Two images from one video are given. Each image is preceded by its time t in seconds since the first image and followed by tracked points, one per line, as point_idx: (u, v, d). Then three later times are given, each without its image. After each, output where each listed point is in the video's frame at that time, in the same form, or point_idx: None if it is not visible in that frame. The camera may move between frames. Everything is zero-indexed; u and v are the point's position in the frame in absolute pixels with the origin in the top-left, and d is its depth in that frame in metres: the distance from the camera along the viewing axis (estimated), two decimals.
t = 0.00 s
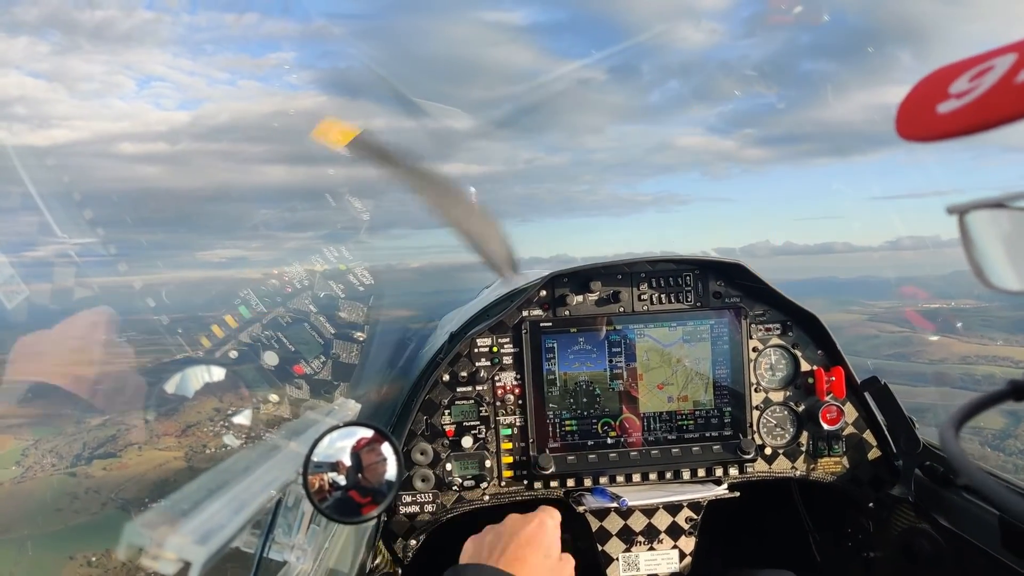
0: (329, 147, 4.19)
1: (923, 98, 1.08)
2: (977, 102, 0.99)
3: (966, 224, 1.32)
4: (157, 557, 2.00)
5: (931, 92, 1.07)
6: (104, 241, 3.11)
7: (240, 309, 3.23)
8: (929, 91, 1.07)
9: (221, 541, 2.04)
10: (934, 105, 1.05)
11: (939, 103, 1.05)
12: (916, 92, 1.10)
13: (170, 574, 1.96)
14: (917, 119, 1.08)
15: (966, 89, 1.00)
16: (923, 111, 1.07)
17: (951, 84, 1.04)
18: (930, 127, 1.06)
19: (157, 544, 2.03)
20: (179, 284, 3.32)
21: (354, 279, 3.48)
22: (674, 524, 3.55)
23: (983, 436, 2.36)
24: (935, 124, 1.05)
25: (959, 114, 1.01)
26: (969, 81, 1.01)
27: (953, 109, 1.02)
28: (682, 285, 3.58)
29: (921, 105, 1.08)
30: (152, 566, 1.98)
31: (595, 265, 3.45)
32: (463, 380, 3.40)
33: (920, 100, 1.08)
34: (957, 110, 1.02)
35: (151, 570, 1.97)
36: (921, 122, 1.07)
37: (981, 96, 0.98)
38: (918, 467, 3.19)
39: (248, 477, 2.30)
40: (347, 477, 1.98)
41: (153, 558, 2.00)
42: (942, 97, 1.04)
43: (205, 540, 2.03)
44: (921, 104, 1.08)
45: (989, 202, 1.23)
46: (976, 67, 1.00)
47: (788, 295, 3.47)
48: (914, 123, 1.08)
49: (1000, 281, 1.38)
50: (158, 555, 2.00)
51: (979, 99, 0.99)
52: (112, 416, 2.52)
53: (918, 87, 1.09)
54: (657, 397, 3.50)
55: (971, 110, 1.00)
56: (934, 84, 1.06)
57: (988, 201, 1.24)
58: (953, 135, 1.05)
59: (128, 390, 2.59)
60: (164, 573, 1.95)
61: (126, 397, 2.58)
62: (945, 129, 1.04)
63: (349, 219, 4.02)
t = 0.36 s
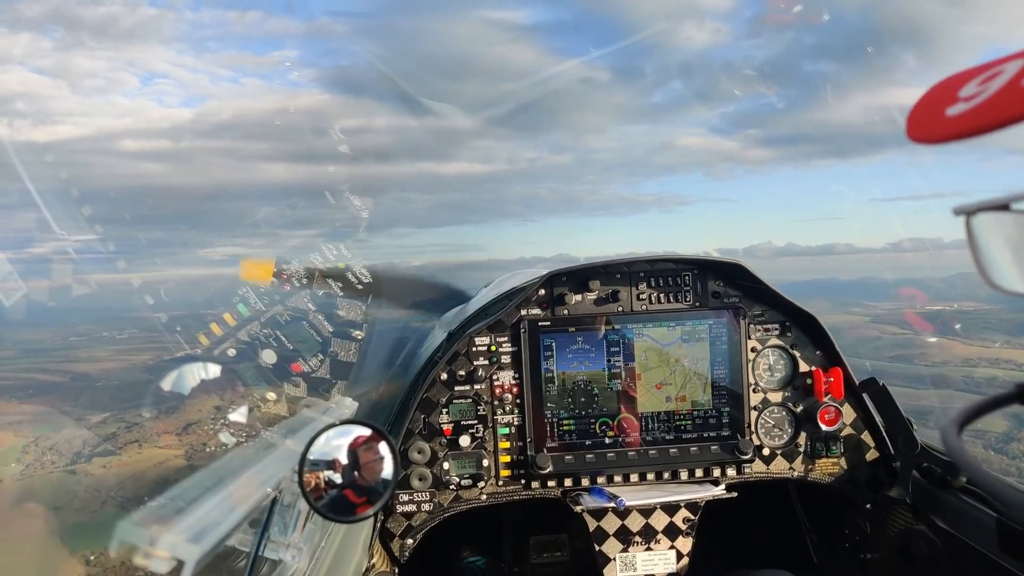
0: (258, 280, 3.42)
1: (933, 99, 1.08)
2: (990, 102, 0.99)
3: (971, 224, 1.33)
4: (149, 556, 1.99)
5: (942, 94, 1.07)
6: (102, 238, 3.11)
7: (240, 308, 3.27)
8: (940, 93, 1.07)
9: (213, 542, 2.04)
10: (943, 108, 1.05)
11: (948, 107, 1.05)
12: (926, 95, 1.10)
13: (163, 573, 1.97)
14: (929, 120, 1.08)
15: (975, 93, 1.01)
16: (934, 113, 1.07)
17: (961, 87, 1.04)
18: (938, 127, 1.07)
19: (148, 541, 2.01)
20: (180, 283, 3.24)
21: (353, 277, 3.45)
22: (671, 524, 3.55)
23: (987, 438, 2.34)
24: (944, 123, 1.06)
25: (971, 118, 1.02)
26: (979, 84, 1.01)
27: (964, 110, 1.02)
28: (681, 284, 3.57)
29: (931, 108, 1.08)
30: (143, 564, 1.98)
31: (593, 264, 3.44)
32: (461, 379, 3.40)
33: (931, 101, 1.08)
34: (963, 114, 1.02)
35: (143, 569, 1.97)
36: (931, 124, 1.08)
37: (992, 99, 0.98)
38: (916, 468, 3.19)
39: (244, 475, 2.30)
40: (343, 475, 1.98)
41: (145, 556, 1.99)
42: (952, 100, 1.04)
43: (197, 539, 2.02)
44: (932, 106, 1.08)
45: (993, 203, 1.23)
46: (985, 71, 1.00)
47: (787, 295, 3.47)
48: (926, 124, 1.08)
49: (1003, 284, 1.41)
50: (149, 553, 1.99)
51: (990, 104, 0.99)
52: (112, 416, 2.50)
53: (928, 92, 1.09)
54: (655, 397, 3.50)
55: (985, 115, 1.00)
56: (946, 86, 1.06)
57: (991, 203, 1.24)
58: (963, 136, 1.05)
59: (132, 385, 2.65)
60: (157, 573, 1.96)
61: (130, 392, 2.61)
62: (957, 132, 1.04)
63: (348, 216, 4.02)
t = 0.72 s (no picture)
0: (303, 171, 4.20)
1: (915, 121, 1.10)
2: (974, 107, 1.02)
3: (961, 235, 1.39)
4: (148, 557, 1.98)
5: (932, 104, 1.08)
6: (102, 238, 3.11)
7: (239, 308, 3.31)
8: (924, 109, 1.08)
9: (212, 542, 2.04)
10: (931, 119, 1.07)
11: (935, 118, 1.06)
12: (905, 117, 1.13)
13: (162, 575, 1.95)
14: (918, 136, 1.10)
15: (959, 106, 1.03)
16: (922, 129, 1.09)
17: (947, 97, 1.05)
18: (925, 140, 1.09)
19: (147, 543, 2.01)
20: (180, 283, 3.31)
21: (352, 278, 3.63)
22: (670, 526, 3.55)
23: (991, 441, 2.33)
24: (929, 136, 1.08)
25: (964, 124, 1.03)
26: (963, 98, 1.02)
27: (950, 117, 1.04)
28: (680, 286, 3.57)
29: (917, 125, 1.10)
30: (143, 566, 1.97)
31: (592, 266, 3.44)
32: (460, 381, 3.39)
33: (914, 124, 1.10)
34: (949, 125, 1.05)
35: (142, 570, 1.96)
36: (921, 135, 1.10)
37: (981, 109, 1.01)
38: (914, 470, 3.20)
39: (242, 476, 2.30)
40: (342, 477, 1.97)
41: (144, 558, 1.98)
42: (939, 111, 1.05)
43: (196, 540, 2.02)
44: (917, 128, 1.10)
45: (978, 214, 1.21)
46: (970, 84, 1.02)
47: (786, 297, 3.48)
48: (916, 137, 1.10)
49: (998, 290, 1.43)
50: (149, 554, 1.99)
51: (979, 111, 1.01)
52: (113, 416, 2.50)
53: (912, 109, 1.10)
54: (654, 399, 3.51)
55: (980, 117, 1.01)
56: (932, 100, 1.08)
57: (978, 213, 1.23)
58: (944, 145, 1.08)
59: (133, 386, 2.64)
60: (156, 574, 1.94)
61: (131, 394, 2.60)
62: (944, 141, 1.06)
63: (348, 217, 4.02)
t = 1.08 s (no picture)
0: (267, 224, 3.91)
1: (916, 122, 1.09)
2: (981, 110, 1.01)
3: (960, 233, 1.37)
4: (147, 556, 1.99)
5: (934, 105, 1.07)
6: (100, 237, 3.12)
7: (237, 308, 3.29)
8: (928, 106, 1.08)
9: (212, 541, 2.06)
10: (934, 117, 1.06)
11: (939, 116, 1.05)
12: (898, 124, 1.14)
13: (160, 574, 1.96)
14: (919, 136, 1.08)
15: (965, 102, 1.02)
16: (926, 128, 1.07)
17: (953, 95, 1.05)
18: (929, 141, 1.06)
19: (146, 543, 2.01)
20: (182, 281, 3.31)
21: (351, 278, 3.61)
22: (669, 527, 3.55)
23: (993, 445, 2.32)
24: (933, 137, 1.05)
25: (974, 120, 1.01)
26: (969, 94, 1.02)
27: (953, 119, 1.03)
28: (679, 287, 3.58)
29: (920, 124, 1.08)
30: (141, 565, 1.98)
31: (591, 267, 3.44)
32: (459, 381, 3.40)
33: (914, 126, 1.09)
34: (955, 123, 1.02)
35: (141, 570, 1.97)
36: (923, 135, 1.07)
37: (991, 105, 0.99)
38: (913, 472, 3.20)
39: (242, 477, 2.29)
40: (341, 477, 1.98)
41: (142, 558, 1.99)
42: (942, 109, 1.04)
43: (195, 540, 2.05)
44: (919, 130, 1.08)
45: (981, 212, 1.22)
46: (976, 81, 1.03)
47: (785, 298, 3.48)
48: (918, 137, 1.08)
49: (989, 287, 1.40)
50: (148, 554, 1.99)
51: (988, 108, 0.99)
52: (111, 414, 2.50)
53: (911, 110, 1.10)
54: (653, 400, 3.51)
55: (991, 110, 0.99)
56: (933, 100, 1.08)
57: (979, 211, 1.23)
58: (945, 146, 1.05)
59: (133, 384, 2.65)
60: (155, 573, 1.96)
61: (131, 391, 2.62)
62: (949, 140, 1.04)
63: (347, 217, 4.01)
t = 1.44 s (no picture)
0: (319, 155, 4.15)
1: (926, 116, 1.09)
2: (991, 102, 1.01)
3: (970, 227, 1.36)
4: (153, 555, 1.99)
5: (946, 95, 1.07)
6: (101, 234, 3.11)
7: (239, 307, 3.26)
8: (939, 100, 1.07)
9: (218, 541, 2.04)
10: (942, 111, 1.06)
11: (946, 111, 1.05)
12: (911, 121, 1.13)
13: (167, 573, 1.96)
14: (928, 129, 1.08)
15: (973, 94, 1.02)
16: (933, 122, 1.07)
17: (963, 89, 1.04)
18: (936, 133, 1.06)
19: (153, 541, 2.01)
20: (184, 278, 3.29)
21: (354, 278, 3.51)
22: (671, 527, 3.55)
23: (995, 447, 2.33)
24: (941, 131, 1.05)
25: (984, 114, 0.99)
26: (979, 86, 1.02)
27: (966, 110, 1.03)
28: (682, 288, 3.57)
29: (929, 119, 1.08)
30: (148, 564, 1.97)
31: (594, 267, 3.44)
32: (462, 381, 3.40)
33: (926, 120, 1.09)
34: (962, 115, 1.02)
35: (147, 569, 1.96)
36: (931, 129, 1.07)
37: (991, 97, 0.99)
38: (915, 473, 3.20)
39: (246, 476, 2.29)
40: (344, 476, 1.98)
41: (148, 556, 1.99)
42: (954, 103, 1.04)
43: (201, 539, 2.03)
44: (929, 124, 1.08)
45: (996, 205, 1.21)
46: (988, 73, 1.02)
47: (788, 299, 3.48)
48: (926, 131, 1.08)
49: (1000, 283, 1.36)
50: (154, 552, 1.99)
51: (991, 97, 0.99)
52: (111, 410, 2.49)
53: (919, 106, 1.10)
54: (655, 400, 3.51)
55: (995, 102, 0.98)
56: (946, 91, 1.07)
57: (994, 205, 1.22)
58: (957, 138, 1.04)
59: (134, 380, 2.66)
60: (161, 573, 1.96)
61: (133, 387, 2.63)
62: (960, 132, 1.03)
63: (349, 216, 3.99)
